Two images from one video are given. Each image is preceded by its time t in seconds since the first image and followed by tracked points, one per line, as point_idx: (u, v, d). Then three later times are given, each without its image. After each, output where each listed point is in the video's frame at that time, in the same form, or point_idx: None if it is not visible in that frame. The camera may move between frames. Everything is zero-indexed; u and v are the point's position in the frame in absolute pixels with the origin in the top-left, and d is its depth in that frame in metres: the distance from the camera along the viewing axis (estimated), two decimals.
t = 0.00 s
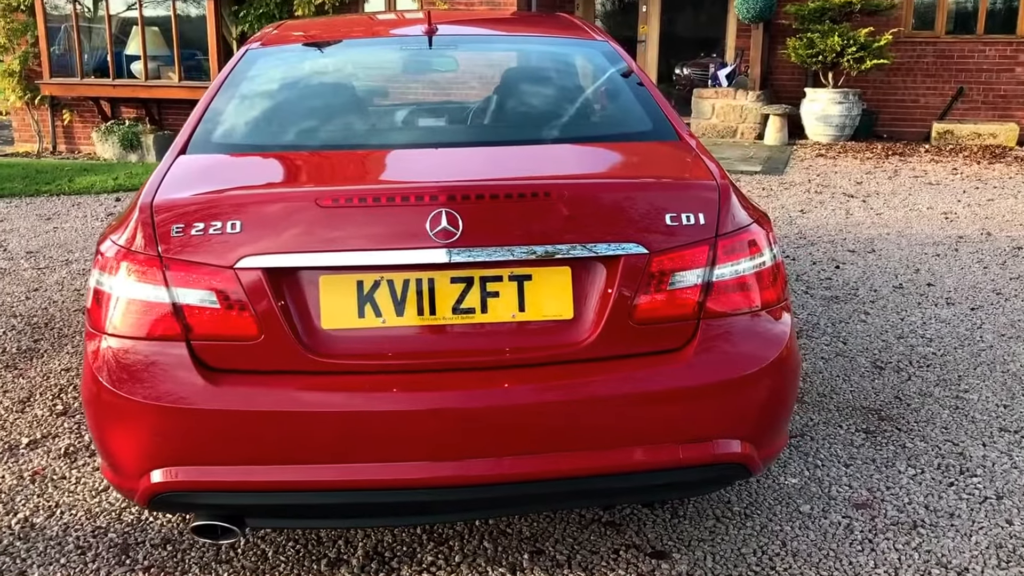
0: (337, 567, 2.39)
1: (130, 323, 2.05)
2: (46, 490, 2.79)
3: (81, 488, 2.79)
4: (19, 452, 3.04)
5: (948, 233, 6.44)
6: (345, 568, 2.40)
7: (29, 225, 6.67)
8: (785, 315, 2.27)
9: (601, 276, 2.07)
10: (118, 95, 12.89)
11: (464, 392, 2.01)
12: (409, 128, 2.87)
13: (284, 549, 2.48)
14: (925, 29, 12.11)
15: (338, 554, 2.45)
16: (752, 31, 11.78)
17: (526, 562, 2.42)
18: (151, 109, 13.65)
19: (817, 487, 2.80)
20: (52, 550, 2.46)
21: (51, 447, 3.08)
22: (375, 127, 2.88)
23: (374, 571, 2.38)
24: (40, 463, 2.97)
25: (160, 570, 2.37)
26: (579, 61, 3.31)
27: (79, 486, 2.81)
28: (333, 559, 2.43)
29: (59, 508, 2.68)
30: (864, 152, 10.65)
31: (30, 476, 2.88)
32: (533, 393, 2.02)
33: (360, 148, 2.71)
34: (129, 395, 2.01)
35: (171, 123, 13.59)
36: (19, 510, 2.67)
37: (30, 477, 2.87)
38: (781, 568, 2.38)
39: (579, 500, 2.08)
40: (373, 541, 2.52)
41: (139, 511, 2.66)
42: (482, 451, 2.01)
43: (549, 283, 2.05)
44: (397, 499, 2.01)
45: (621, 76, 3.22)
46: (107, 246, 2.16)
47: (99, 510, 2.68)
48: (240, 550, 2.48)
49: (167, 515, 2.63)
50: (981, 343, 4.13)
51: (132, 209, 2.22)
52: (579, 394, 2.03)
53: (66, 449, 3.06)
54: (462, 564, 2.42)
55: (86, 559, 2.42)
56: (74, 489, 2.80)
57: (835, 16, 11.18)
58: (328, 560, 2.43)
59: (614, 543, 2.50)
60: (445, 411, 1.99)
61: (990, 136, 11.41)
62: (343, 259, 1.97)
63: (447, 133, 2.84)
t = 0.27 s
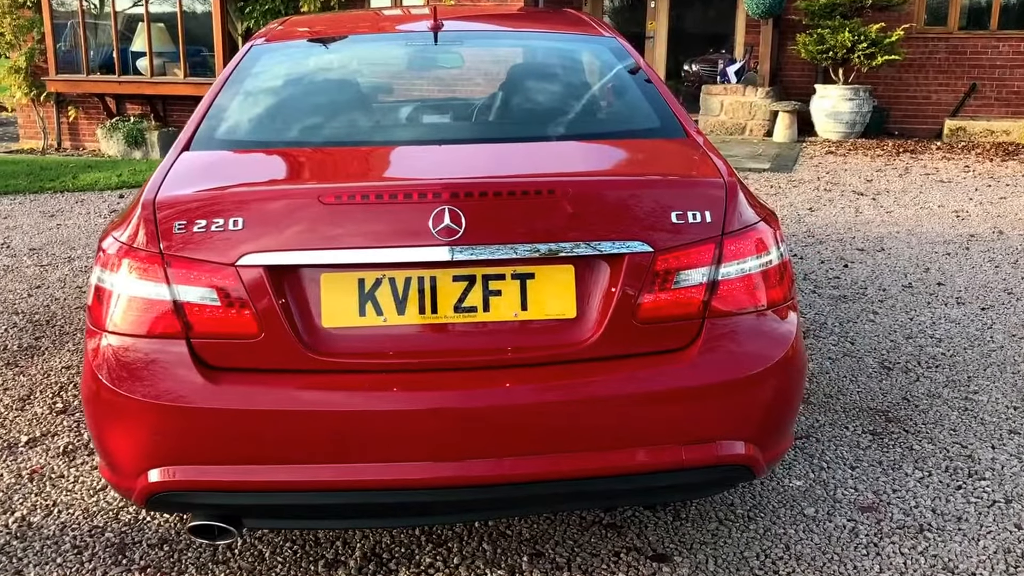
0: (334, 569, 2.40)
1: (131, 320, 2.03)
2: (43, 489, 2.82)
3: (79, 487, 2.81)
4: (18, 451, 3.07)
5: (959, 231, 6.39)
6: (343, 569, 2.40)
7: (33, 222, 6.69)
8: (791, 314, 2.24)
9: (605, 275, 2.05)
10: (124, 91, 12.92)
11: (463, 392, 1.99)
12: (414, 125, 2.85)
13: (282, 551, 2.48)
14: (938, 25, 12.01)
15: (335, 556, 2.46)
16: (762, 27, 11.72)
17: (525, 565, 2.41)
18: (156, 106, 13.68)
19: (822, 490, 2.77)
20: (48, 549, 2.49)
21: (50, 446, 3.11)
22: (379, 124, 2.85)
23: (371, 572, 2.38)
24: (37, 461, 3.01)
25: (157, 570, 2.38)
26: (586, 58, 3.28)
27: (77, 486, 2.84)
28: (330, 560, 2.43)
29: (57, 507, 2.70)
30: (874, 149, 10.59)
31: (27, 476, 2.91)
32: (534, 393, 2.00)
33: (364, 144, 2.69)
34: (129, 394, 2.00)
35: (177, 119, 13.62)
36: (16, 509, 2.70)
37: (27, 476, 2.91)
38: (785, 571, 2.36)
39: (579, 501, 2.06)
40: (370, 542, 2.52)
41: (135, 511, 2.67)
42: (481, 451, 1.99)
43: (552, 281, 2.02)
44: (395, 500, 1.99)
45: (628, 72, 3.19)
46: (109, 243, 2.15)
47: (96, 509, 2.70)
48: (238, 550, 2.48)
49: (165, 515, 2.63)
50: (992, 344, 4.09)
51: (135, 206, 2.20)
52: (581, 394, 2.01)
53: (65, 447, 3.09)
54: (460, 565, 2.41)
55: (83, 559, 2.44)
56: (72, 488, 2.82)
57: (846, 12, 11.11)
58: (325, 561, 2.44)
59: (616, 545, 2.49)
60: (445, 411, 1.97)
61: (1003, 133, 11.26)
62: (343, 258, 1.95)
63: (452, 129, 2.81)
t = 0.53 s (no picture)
0: (332, 570, 2.40)
1: (129, 318, 2.00)
2: (41, 487, 2.81)
3: (77, 486, 2.80)
4: (17, 449, 3.06)
5: (969, 228, 6.33)
6: (340, 571, 2.40)
7: (39, 217, 6.68)
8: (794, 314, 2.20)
9: (604, 273, 2.01)
10: (132, 87, 12.92)
11: (461, 392, 1.96)
12: (417, 121, 2.81)
13: (280, 553, 2.48)
14: (948, 19, 11.93)
15: (333, 557, 2.46)
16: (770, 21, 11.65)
17: (524, 567, 2.41)
18: (164, 101, 13.67)
19: (828, 493, 2.76)
20: (45, 550, 2.48)
21: (49, 444, 3.09)
22: (382, 121, 2.82)
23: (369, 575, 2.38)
24: (36, 459, 2.99)
25: (154, 572, 2.38)
26: (590, 54, 3.24)
27: (75, 484, 2.83)
28: (328, 562, 2.44)
29: (55, 506, 2.70)
30: (883, 145, 10.53)
31: (25, 474, 2.89)
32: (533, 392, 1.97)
33: (369, 141, 2.65)
34: (126, 393, 1.97)
35: (184, 114, 13.61)
36: (14, 508, 2.69)
37: (26, 474, 2.90)
38: None
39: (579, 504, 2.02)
40: (369, 545, 2.53)
41: (133, 511, 2.66)
42: (479, 453, 1.96)
43: (552, 279, 1.99)
44: (391, 502, 1.96)
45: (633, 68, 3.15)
46: (106, 240, 2.11)
47: (94, 508, 2.69)
48: (235, 552, 2.49)
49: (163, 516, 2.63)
50: (1002, 342, 4.05)
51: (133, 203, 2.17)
52: (580, 394, 1.97)
53: (63, 445, 3.07)
54: (458, 568, 2.40)
55: (79, 560, 2.43)
56: (71, 487, 2.81)
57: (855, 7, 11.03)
58: (323, 562, 2.44)
59: (618, 548, 2.49)
60: (444, 411, 1.94)
61: (1013, 129, 11.21)
62: (339, 255, 1.92)
63: (456, 125, 2.77)
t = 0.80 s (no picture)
0: (330, 572, 2.37)
1: (119, 316, 1.97)
2: (40, 486, 2.79)
3: (76, 485, 2.78)
4: (17, 447, 3.04)
5: (979, 224, 6.27)
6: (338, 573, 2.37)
7: (47, 212, 6.67)
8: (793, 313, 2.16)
9: (599, 271, 1.98)
10: (141, 82, 12.91)
11: (456, 392, 1.93)
12: (422, 117, 2.78)
13: (278, 554, 2.46)
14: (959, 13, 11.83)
15: (331, 559, 2.44)
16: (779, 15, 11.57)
17: (524, 570, 2.38)
18: (173, 96, 13.66)
19: (834, 494, 2.73)
20: (42, 550, 2.46)
21: (49, 442, 3.07)
22: (386, 116, 2.78)
23: None
24: (36, 457, 2.97)
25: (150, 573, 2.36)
26: (592, 49, 3.20)
27: (75, 483, 2.81)
28: (326, 564, 2.41)
29: (53, 505, 2.68)
30: (893, 140, 10.45)
31: (25, 472, 2.88)
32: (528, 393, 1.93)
33: (373, 137, 2.60)
34: (116, 392, 1.94)
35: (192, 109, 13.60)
36: (12, 507, 2.67)
37: (25, 472, 2.88)
38: None
39: (576, 506, 1.99)
40: (368, 546, 2.50)
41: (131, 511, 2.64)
42: (474, 454, 1.93)
43: (546, 277, 1.96)
44: (385, 504, 1.93)
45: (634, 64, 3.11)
46: (97, 238, 2.09)
47: (92, 508, 2.67)
48: (233, 553, 2.46)
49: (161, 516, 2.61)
50: (1012, 340, 4.00)
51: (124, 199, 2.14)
52: (576, 394, 1.94)
53: (63, 443, 3.05)
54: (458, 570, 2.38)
55: (75, 560, 2.41)
56: (70, 486, 2.79)
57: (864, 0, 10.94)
58: (321, 564, 2.42)
59: (620, 550, 2.45)
60: (438, 412, 1.91)
61: None
62: (331, 253, 1.89)
63: (458, 121, 2.73)
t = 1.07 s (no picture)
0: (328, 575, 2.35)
1: (109, 317, 1.95)
2: (39, 485, 2.78)
3: (76, 484, 2.76)
4: (17, 445, 3.02)
5: (989, 220, 6.21)
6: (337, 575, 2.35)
7: (54, 207, 6.66)
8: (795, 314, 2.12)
9: (596, 271, 1.94)
10: (150, 77, 12.90)
11: (452, 394, 1.90)
12: (423, 112, 2.74)
13: (277, 556, 2.44)
14: (969, 6, 11.73)
15: (330, 561, 2.41)
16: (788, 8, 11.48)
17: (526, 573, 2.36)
18: (182, 91, 13.65)
19: (842, 495, 2.69)
20: (39, 551, 2.44)
21: (49, 440, 3.06)
22: (387, 111, 2.74)
23: None
24: (36, 456, 2.95)
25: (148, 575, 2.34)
26: (595, 44, 3.16)
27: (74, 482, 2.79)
28: (325, 566, 2.39)
29: (51, 505, 2.66)
30: (902, 134, 10.38)
31: (25, 471, 2.86)
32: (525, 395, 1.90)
33: (379, 134, 2.55)
34: (107, 394, 1.92)
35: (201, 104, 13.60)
36: (10, 507, 2.65)
37: (24, 471, 2.86)
38: None
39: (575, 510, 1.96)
40: (368, 548, 2.48)
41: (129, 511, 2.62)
42: (470, 457, 1.90)
43: (541, 277, 1.92)
44: (380, 508, 1.90)
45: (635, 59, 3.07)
46: (87, 238, 2.06)
47: (90, 508, 2.65)
48: (231, 555, 2.44)
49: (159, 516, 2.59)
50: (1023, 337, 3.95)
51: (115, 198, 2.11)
52: (574, 397, 1.91)
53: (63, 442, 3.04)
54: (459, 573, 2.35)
55: (72, 561, 2.39)
56: (70, 485, 2.78)
57: None
58: (320, 566, 2.39)
59: (623, 553, 2.43)
60: (433, 414, 1.88)
61: None
62: (324, 253, 1.86)
63: (461, 116, 2.69)
